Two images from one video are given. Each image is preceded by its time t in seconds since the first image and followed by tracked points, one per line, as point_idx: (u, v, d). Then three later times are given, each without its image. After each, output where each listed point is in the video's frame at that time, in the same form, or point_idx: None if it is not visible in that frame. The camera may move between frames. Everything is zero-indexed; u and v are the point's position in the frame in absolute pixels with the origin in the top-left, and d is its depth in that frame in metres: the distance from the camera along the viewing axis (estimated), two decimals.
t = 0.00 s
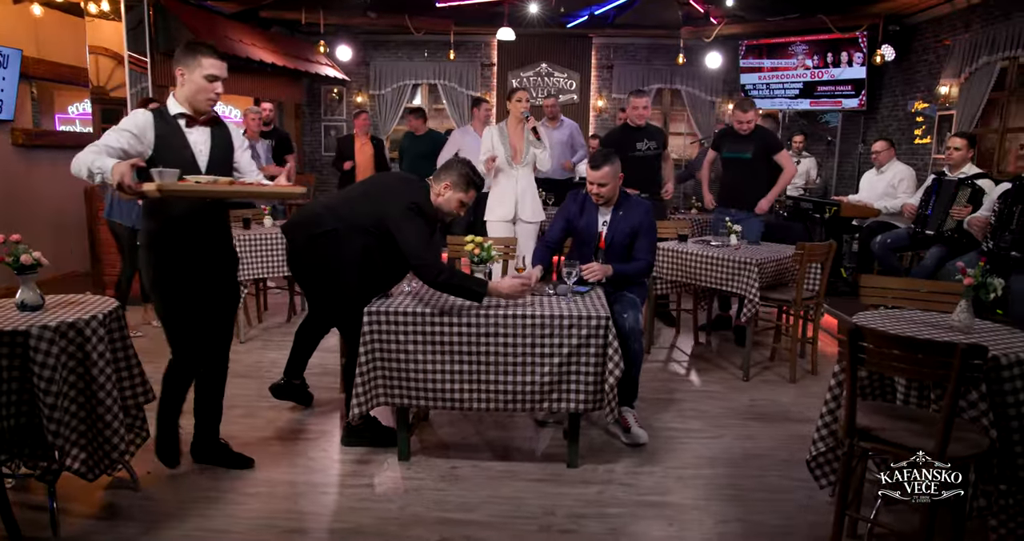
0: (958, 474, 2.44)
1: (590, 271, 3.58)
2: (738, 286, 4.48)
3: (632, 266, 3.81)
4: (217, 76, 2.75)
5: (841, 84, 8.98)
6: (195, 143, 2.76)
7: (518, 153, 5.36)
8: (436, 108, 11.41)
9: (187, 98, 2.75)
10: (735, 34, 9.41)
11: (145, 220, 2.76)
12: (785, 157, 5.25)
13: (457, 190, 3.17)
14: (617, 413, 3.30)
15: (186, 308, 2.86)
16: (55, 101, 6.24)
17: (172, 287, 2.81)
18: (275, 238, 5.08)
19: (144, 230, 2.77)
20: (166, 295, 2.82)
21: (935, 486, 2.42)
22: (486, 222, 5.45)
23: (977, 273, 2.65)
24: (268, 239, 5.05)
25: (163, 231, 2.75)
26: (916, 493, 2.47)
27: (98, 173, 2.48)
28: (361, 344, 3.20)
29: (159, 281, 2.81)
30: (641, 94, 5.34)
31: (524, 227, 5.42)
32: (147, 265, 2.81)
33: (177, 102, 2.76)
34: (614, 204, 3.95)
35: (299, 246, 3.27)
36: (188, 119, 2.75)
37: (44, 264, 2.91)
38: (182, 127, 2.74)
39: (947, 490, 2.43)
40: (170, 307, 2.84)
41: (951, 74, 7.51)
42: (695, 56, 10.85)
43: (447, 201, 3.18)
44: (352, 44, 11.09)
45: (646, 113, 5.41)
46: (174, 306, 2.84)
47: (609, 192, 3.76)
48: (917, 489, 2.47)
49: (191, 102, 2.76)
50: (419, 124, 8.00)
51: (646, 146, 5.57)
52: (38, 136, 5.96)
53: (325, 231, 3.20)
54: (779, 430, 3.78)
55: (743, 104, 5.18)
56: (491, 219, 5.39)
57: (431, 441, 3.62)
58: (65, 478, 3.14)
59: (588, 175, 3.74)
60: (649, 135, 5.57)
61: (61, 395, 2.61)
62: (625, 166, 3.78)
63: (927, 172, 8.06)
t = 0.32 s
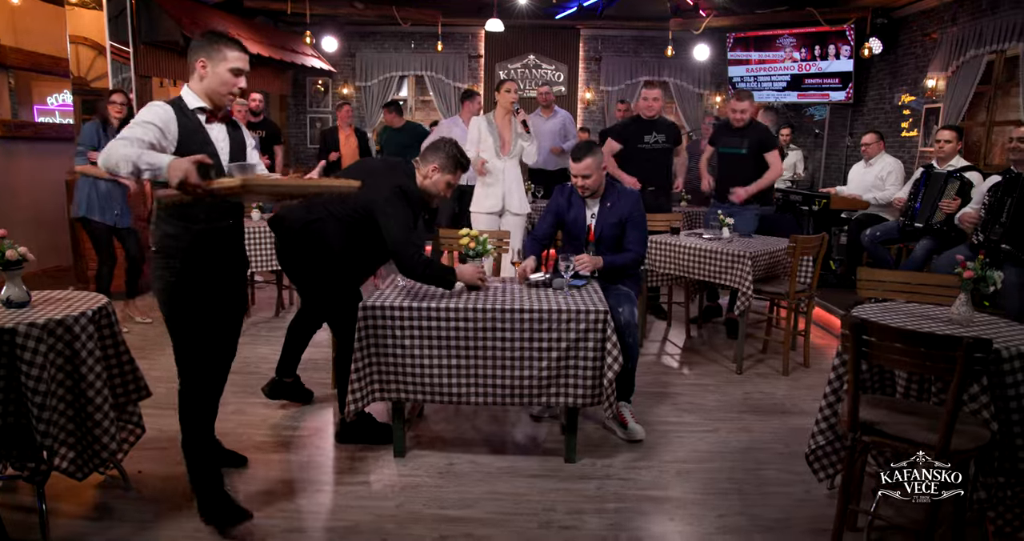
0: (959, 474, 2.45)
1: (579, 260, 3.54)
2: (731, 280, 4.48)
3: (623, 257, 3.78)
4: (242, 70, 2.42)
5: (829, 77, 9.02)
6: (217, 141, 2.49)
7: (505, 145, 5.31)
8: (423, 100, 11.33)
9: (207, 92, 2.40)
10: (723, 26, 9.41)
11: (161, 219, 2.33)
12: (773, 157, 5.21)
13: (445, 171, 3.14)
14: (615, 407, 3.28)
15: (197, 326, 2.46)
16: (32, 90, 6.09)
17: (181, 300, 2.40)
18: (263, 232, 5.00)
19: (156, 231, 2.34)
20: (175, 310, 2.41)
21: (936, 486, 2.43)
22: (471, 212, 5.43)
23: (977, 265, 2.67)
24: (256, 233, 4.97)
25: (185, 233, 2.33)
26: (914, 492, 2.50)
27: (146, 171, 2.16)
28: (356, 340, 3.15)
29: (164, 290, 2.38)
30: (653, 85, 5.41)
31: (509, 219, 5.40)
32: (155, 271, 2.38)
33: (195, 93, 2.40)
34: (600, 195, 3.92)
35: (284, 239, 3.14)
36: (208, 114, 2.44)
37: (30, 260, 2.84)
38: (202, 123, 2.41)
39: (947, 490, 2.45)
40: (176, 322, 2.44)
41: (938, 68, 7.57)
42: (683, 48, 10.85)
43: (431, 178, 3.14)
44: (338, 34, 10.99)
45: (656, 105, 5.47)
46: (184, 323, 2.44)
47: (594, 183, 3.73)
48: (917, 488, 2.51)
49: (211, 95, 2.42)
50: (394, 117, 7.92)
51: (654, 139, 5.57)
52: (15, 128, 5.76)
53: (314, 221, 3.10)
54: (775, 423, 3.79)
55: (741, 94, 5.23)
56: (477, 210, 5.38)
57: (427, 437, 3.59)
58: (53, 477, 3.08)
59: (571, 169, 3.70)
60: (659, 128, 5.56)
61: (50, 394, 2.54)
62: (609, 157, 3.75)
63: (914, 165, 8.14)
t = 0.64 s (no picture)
0: (958, 474, 2.48)
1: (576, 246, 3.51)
2: (724, 272, 4.48)
3: (618, 246, 3.74)
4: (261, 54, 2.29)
5: (816, 69, 9.06)
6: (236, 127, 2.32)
7: (486, 138, 5.25)
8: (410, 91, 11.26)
9: (230, 77, 2.22)
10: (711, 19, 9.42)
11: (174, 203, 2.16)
12: (755, 148, 5.15)
13: (405, 144, 2.99)
14: (613, 401, 3.27)
15: (217, 320, 2.28)
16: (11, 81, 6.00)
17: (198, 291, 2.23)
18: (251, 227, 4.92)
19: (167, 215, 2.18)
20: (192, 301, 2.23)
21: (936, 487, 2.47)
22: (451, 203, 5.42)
23: (977, 258, 2.68)
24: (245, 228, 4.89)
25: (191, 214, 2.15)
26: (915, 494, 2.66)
27: (249, 161, 2.06)
28: (351, 336, 3.10)
29: (178, 281, 2.22)
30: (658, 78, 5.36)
31: (490, 211, 5.40)
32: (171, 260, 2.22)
33: (213, 77, 2.19)
34: (590, 185, 3.88)
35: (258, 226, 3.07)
36: (227, 101, 2.25)
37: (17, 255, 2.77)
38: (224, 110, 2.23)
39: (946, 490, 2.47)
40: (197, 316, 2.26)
41: (926, 61, 7.62)
42: (671, 40, 10.85)
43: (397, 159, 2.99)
44: (324, 26, 10.90)
45: (662, 98, 5.41)
46: (201, 314, 2.26)
47: (585, 172, 3.69)
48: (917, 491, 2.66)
49: (233, 82, 2.24)
50: (379, 109, 7.83)
51: (654, 132, 5.57)
52: None
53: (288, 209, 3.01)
54: (771, 416, 3.79)
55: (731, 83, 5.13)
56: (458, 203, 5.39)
57: (422, 432, 3.56)
58: (42, 478, 3.02)
59: (562, 159, 3.66)
60: (661, 122, 5.55)
61: (39, 394, 2.47)
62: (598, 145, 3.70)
63: (901, 157, 8.21)
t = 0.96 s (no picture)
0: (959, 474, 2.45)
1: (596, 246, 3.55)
2: (717, 265, 4.48)
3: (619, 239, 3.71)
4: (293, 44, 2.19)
5: (803, 62, 9.10)
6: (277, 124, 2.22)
7: (470, 128, 5.20)
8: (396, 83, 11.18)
9: (270, 69, 2.12)
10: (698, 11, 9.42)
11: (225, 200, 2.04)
12: (744, 141, 5.14)
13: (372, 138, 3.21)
14: (611, 394, 3.25)
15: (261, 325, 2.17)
16: None
17: (242, 292, 2.12)
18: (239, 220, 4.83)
19: (214, 214, 2.07)
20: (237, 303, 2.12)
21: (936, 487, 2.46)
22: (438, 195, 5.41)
23: (975, 251, 2.68)
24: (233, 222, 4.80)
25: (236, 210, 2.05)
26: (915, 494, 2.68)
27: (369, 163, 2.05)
28: (347, 332, 3.06)
29: (222, 283, 2.10)
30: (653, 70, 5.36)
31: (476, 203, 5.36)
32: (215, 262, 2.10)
33: (256, 70, 2.08)
34: (585, 177, 3.86)
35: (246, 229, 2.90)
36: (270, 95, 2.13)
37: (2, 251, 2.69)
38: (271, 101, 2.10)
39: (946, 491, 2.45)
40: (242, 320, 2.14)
41: (913, 54, 7.68)
42: (659, 32, 10.84)
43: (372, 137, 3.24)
44: (309, 16, 10.77)
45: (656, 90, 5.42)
46: (248, 314, 2.14)
47: (580, 164, 3.67)
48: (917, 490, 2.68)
49: (272, 74, 2.13)
50: (373, 102, 7.76)
51: (647, 125, 5.55)
52: None
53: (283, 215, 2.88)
54: (765, 409, 3.80)
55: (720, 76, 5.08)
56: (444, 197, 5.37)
57: (418, 428, 3.52)
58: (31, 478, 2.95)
59: (558, 150, 3.63)
60: (655, 114, 5.54)
61: (28, 395, 2.41)
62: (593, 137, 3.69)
63: (888, 150, 8.28)
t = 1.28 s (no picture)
0: (958, 473, 2.49)
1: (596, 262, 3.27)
2: (709, 258, 4.48)
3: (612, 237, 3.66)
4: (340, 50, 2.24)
5: (788, 55, 9.14)
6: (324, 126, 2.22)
7: (459, 122, 5.15)
8: (381, 76, 11.12)
9: (325, 69, 2.15)
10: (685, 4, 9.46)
11: (290, 190, 2.06)
12: (734, 132, 5.13)
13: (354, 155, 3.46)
14: (608, 390, 3.23)
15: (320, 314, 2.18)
16: None
17: (302, 280, 2.14)
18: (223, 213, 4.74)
19: (273, 203, 2.07)
20: (295, 288, 2.14)
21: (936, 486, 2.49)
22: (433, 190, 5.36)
23: (972, 245, 2.69)
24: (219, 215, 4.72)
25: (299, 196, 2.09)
26: (916, 495, 2.71)
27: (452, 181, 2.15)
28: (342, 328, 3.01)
29: (284, 272, 2.11)
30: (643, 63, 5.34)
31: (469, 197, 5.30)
32: (273, 251, 2.10)
33: (315, 66, 2.11)
34: (580, 173, 3.84)
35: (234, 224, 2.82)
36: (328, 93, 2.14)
37: None
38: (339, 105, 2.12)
39: (945, 490, 2.48)
40: (298, 305, 2.15)
41: (898, 48, 7.76)
42: (645, 25, 10.84)
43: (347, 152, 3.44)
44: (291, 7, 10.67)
45: (648, 83, 5.40)
46: (306, 303, 2.16)
47: (578, 161, 3.64)
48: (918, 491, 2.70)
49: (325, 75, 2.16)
50: (370, 93, 7.70)
51: (639, 117, 5.54)
52: None
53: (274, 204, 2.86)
54: (759, 402, 3.81)
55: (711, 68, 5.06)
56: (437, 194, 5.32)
57: (412, 424, 3.49)
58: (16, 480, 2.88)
59: (554, 146, 3.60)
60: (647, 107, 5.53)
61: (15, 396, 2.33)
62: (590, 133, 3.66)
63: (873, 143, 8.36)
